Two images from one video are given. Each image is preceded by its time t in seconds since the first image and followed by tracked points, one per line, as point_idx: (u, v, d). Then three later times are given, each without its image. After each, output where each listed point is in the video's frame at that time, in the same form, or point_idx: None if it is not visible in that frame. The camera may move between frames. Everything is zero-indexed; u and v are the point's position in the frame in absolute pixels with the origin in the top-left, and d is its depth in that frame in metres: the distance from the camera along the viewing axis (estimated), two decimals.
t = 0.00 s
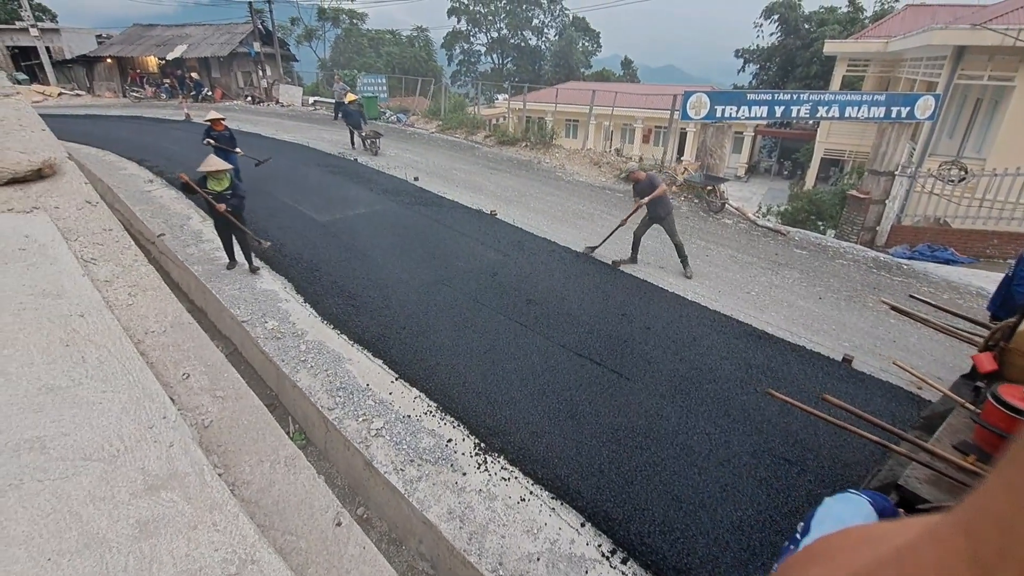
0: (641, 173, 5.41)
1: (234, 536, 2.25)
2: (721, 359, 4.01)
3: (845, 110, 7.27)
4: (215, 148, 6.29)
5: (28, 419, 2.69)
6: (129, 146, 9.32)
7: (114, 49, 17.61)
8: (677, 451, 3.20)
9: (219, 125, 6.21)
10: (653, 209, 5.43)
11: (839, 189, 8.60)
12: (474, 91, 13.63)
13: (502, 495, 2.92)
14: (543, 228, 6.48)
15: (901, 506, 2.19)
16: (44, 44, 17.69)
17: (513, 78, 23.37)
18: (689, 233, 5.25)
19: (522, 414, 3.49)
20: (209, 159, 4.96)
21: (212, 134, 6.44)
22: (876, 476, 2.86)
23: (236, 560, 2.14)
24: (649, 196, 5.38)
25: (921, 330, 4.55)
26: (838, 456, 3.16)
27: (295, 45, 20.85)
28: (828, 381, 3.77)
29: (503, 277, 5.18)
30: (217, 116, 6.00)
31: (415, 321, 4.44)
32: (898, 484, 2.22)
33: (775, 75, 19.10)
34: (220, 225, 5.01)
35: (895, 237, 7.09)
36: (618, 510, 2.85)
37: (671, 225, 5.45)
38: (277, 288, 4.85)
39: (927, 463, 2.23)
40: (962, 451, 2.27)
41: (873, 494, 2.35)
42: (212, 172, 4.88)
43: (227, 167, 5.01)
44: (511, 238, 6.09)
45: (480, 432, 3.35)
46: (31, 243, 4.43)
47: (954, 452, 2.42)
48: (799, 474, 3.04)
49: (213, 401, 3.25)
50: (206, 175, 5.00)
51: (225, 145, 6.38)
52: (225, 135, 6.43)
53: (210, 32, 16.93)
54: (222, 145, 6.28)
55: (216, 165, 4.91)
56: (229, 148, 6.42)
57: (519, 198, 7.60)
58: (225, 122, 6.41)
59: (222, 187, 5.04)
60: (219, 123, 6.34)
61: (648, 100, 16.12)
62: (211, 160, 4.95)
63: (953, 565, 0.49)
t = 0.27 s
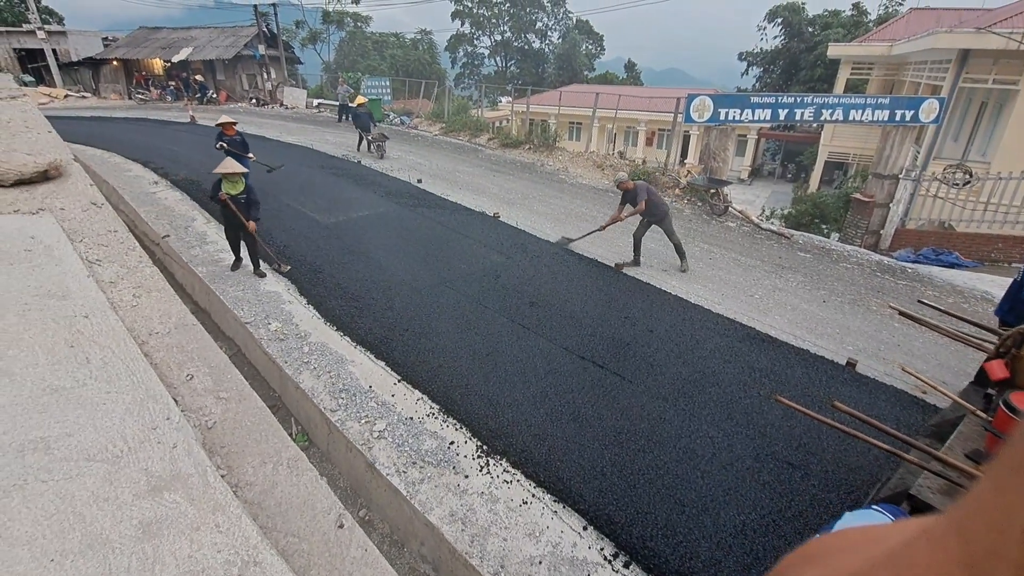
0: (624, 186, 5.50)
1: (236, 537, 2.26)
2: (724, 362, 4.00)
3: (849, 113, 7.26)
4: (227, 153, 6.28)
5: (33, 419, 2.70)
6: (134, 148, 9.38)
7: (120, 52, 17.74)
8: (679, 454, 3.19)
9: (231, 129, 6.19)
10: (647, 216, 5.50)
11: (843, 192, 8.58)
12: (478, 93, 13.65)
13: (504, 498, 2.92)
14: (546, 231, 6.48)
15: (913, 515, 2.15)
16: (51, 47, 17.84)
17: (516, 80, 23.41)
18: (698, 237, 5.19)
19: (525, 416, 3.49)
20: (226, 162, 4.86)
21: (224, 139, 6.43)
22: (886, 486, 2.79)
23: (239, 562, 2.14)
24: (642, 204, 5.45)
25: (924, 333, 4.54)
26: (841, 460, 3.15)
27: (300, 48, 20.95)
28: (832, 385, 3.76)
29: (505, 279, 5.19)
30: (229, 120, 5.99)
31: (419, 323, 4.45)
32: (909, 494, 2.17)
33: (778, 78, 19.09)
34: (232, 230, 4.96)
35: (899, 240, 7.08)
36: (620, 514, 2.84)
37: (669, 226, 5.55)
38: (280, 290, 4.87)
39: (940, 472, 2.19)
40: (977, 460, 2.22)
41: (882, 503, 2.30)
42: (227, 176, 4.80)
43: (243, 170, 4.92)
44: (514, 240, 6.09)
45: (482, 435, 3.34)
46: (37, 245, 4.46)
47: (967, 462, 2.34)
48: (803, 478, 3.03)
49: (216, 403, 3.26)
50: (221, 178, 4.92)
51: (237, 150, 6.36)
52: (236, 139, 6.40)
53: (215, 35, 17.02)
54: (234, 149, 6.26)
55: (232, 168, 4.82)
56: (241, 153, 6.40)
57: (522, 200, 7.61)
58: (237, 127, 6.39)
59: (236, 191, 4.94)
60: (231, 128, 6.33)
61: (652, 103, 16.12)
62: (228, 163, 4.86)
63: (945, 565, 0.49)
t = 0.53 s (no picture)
0: (630, 187, 5.32)
1: (236, 539, 2.25)
2: (724, 365, 4.00)
3: (850, 116, 7.28)
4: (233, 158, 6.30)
5: (34, 421, 2.71)
6: (137, 150, 9.40)
7: (123, 54, 17.80)
8: (679, 458, 3.18)
9: (238, 134, 6.20)
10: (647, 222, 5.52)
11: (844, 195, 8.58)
12: (479, 96, 13.65)
13: (504, 501, 2.91)
14: (547, 233, 6.48)
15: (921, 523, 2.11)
16: (54, 50, 17.91)
17: (517, 83, 23.45)
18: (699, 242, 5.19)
19: (526, 419, 3.48)
20: (234, 165, 4.88)
21: (231, 143, 6.45)
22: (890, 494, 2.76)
23: (238, 564, 2.14)
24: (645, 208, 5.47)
25: (926, 337, 4.53)
26: (843, 463, 3.14)
27: (302, 51, 21.01)
28: (833, 388, 3.75)
29: (506, 281, 5.19)
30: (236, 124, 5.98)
31: (419, 326, 4.44)
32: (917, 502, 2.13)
33: (779, 81, 19.12)
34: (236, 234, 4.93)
35: (901, 243, 7.07)
36: (621, 517, 2.83)
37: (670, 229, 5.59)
38: (281, 292, 4.87)
39: (949, 479, 2.14)
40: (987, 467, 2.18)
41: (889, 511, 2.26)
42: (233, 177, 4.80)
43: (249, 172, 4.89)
44: (515, 243, 6.09)
45: (482, 437, 3.34)
46: (39, 246, 4.47)
47: (974, 468, 2.31)
48: (804, 481, 3.02)
49: (217, 404, 3.26)
50: (227, 180, 4.93)
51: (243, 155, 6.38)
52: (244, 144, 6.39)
53: (217, 38, 17.08)
54: (240, 154, 6.28)
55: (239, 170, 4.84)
56: (247, 158, 6.42)
57: (523, 202, 7.61)
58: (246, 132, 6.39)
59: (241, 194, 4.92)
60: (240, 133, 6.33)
61: (653, 106, 16.15)
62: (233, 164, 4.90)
63: (943, 566, 0.49)
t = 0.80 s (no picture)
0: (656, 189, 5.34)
1: (235, 541, 2.25)
2: (725, 368, 4.00)
3: (850, 120, 7.29)
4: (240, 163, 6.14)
5: (35, 422, 2.71)
6: (139, 152, 9.43)
7: (126, 56, 17.86)
8: (679, 461, 3.18)
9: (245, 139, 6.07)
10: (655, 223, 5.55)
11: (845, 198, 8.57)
12: (480, 99, 13.67)
13: (504, 504, 2.91)
14: (547, 236, 6.49)
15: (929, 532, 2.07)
16: (57, 52, 17.98)
17: (518, 86, 23.51)
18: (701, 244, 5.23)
19: (526, 421, 3.48)
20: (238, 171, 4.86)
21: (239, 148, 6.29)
22: (895, 502, 2.74)
23: (238, 565, 2.14)
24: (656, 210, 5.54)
25: (927, 340, 4.53)
26: (843, 467, 3.13)
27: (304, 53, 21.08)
28: (833, 391, 3.75)
29: (507, 283, 5.19)
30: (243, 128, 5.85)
31: (420, 328, 4.45)
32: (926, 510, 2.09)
33: (780, 84, 19.14)
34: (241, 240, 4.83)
35: (902, 246, 7.07)
36: (621, 520, 2.83)
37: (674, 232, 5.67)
38: (282, 294, 4.88)
39: (959, 487, 2.10)
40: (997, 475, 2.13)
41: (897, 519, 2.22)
42: (235, 181, 4.80)
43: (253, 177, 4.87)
44: (516, 245, 6.10)
45: (482, 440, 3.34)
46: (41, 247, 4.48)
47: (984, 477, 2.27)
48: (805, 485, 3.02)
49: (217, 406, 3.26)
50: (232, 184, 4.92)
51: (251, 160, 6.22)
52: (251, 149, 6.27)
53: (220, 40, 17.13)
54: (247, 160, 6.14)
55: (243, 175, 4.85)
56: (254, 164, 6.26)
57: (524, 205, 7.62)
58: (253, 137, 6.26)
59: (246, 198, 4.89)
60: (246, 137, 6.21)
61: (654, 109, 16.16)
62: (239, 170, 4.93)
63: (943, 568, 0.49)
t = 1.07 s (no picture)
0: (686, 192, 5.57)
1: (237, 542, 2.25)
2: (727, 371, 3.99)
3: (852, 123, 7.29)
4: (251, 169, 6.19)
5: (38, 423, 2.72)
6: (143, 154, 9.46)
7: (130, 59, 17.95)
8: (681, 464, 3.17)
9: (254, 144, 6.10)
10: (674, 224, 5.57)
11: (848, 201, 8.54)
12: (482, 101, 13.68)
13: (505, 506, 2.91)
14: (549, 238, 6.49)
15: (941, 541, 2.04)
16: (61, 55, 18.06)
17: (520, 89, 23.55)
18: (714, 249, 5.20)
19: (528, 423, 3.48)
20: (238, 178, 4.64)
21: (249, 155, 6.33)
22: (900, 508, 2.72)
23: (240, 567, 2.14)
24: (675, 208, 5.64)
25: (929, 344, 4.52)
26: (846, 471, 3.12)
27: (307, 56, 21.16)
28: (835, 395, 3.74)
29: (509, 286, 5.20)
30: (253, 133, 5.89)
31: (423, 330, 4.45)
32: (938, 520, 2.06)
33: (782, 87, 19.12)
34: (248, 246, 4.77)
35: (905, 250, 7.01)
36: (622, 523, 2.82)
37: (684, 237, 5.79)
38: (284, 296, 4.89)
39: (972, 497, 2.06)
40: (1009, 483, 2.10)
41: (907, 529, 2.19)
42: (237, 191, 4.58)
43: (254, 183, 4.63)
44: (518, 248, 6.10)
45: (484, 442, 3.34)
46: (46, 249, 4.50)
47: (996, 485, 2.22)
48: (807, 489, 3.01)
49: (220, 407, 3.27)
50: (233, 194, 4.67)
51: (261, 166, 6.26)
52: (261, 155, 6.30)
53: (223, 43, 17.19)
54: (256, 165, 6.16)
55: (243, 182, 4.61)
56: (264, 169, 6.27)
57: (526, 207, 7.63)
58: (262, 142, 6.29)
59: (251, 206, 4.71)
60: (256, 143, 6.25)
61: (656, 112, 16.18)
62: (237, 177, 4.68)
63: (936, 566, 0.50)
